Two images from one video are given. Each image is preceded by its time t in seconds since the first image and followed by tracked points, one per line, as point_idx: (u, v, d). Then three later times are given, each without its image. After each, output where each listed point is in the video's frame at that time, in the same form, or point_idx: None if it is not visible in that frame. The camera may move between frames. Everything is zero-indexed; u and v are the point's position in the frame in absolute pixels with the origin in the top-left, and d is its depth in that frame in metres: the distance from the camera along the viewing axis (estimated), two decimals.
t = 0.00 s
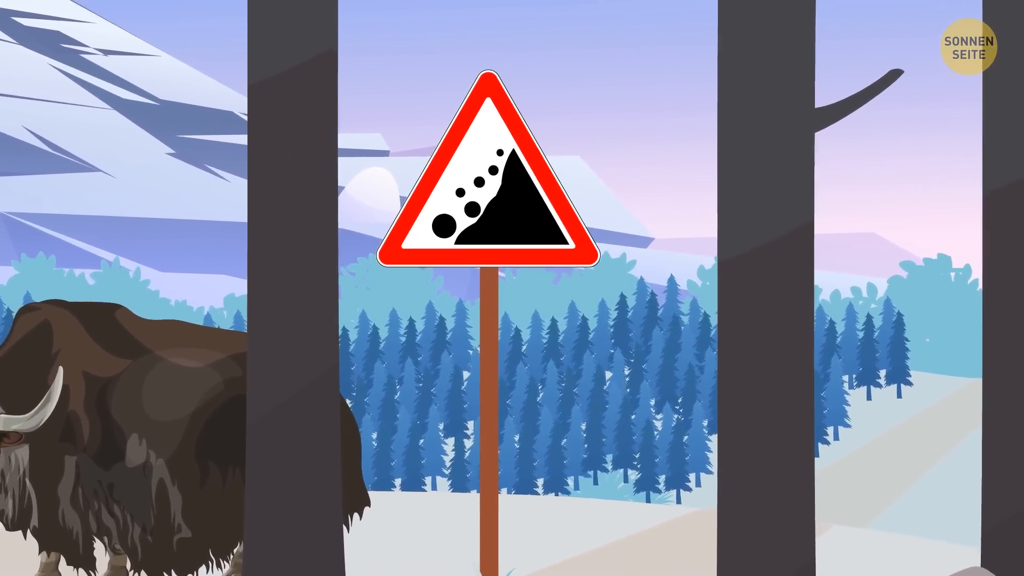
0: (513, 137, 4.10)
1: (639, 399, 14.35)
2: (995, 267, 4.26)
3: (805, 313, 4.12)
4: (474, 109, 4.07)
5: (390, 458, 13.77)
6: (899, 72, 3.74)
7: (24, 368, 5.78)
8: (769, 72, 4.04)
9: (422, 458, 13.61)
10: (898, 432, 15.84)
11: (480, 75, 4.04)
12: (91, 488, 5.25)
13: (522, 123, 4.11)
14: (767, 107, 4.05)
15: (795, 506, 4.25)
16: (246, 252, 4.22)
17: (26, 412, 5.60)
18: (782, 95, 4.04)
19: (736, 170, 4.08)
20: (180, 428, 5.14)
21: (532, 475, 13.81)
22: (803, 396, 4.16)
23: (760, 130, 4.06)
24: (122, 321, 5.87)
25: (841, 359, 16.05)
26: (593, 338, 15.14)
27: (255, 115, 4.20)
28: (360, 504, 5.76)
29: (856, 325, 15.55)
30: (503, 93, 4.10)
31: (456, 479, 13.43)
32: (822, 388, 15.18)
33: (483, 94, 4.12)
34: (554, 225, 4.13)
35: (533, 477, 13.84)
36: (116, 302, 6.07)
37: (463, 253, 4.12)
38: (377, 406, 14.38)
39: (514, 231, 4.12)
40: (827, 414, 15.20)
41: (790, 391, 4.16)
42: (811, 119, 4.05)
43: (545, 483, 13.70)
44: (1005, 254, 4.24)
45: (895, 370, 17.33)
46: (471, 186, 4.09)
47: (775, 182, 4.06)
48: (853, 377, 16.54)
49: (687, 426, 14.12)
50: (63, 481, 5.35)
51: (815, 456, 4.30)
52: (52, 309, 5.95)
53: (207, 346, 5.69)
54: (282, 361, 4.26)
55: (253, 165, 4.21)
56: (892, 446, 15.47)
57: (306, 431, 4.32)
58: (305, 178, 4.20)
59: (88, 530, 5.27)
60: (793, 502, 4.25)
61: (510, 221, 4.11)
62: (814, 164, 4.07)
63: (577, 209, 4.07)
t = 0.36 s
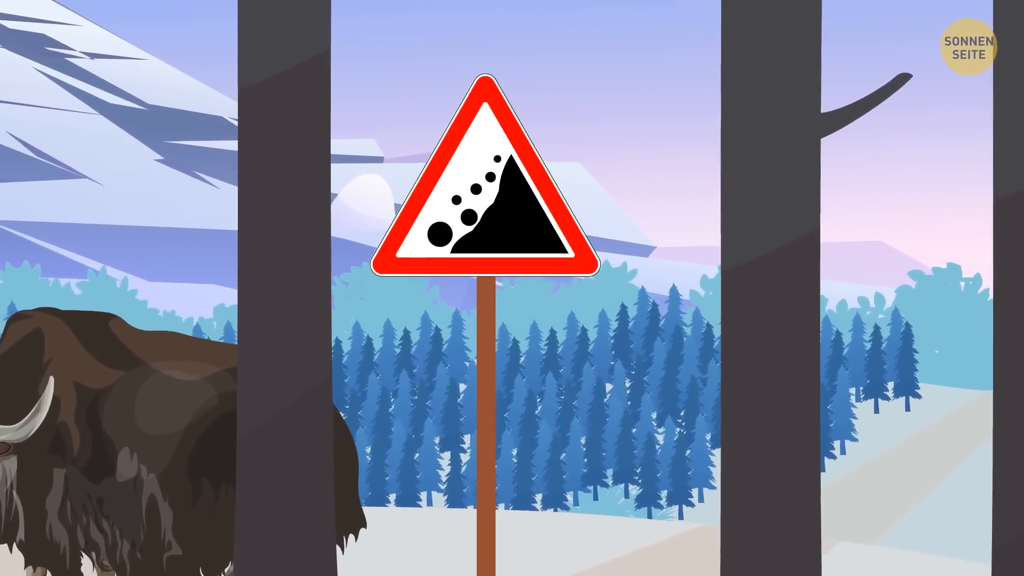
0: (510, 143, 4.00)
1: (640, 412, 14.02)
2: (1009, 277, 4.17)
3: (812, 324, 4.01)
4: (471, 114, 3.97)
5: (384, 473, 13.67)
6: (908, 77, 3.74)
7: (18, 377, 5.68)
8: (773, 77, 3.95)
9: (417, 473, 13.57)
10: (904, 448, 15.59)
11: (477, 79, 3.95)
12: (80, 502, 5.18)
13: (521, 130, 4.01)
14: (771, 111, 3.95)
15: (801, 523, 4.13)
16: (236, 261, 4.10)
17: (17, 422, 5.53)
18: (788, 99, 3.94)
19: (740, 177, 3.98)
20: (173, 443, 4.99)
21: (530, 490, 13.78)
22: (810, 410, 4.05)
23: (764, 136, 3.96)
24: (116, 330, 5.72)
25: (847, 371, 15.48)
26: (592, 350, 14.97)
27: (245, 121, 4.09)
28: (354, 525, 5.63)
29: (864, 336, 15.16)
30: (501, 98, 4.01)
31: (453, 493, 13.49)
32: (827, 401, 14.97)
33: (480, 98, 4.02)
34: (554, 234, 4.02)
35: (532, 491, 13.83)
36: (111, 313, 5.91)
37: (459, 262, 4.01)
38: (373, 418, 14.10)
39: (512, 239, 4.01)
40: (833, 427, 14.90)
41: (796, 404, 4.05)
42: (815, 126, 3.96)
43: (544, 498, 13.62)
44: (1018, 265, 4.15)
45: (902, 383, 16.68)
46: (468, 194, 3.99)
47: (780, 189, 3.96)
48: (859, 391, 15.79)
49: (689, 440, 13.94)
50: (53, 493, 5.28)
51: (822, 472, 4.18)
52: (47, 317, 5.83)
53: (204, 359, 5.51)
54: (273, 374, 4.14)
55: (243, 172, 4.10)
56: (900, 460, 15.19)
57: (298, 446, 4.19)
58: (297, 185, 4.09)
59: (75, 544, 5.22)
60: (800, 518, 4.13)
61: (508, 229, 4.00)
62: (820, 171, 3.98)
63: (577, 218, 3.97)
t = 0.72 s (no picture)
0: (509, 148, 3.93)
1: (640, 423, 13.89)
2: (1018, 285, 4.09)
3: (818, 333, 3.92)
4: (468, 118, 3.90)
5: (379, 486, 13.76)
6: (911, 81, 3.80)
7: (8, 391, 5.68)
8: (776, 81, 3.87)
9: (413, 487, 13.54)
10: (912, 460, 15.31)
11: (474, 83, 3.88)
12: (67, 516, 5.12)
13: (519, 135, 3.94)
14: (775, 116, 3.88)
15: (807, 537, 4.03)
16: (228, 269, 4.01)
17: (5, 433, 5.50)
18: (792, 103, 3.87)
19: (743, 183, 3.90)
20: (161, 455, 4.85)
21: (529, 503, 13.78)
22: (815, 422, 3.95)
23: (767, 141, 3.88)
24: (102, 339, 5.74)
25: (849, 382, 15.43)
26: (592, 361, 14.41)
27: (237, 126, 4.01)
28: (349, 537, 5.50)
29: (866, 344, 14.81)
30: (499, 102, 3.94)
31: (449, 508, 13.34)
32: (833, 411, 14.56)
33: (477, 102, 3.95)
34: (553, 241, 3.95)
35: (530, 505, 13.80)
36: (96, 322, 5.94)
37: (456, 270, 3.93)
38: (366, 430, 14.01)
39: (510, 246, 3.94)
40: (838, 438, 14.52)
41: (801, 416, 3.95)
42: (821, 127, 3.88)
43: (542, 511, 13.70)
44: None
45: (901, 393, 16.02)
46: (465, 200, 3.91)
47: (784, 195, 3.88)
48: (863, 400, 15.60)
49: (691, 452, 14.08)
50: (41, 506, 5.24)
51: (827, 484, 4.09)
52: (29, 326, 5.89)
53: (194, 370, 5.36)
54: (264, 385, 4.03)
55: (234, 178, 4.01)
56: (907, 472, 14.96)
57: (289, 460, 4.07)
58: (289, 191, 4.00)
59: (64, 558, 5.19)
60: (806, 533, 4.03)
61: (506, 236, 3.92)
62: (825, 177, 3.90)
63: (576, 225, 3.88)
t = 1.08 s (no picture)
0: (507, 153, 3.87)
1: (642, 433, 12.82)
2: None
3: (822, 341, 3.85)
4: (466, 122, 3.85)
5: (376, 496, 12.82)
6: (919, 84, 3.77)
7: None
8: (780, 84, 3.81)
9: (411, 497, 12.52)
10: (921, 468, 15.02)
11: (471, 86, 3.83)
12: (52, 530, 4.96)
13: (517, 139, 3.88)
14: (779, 119, 3.81)
15: (812, 549, 3.95)
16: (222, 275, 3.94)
17: None
18: (797, 106, 3.80)
19: (746, 189, 3.84)
20: (145, 464, 4.78)
21: (527, 514, 12.92)
22: (821, 431, 3.88)
23: (771, 146, 3.82)
24: (80, 349, 5.72)
25: (856, 392, 13.49)
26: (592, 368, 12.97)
27: (230, 129, 3.94)
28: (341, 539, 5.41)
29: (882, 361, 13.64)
30: (497, 105, 3.89)
31: (448, 519, 12.24)
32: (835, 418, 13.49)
33: (475, 105, 3.90)
34: (552, 247, 3.88)
35: (528, 515, 12.95)
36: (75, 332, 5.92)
37: (454, 276, 3.87)
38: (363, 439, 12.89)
39: (508, 252, 3.87)
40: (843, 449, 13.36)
41: (806, 425, 3.88)
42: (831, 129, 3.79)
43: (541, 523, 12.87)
44: None
45: (918, 405, 13.53)
46: (462, 205, 3.85)
47: (788, 200, 3.82)
48: (871, 411, 13.41)
49: (693, 462, 13.20)
50: (23, 523, 5.06)
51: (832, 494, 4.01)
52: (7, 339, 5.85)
53: (174, 376, 5.33)
54: (255, 392, 3.95)
55: (227, 182, 3.94)
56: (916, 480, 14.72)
57: (281, 470, 3.98)
58: (284, 196, 3.93)
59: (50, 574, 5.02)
60: (812, 544, 3.95)
61: (504, 242, 3.86)
62: (830, 182, 3.84)
63: (577, 230, 3.82)
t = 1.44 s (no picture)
0: (506, 156, 3.82)
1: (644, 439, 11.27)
2: None
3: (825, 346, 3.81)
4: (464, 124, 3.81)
5: (372, 504, 11.17)
6: (925, 86, 3.71)
7: None
8: (782, 86, 3.78)
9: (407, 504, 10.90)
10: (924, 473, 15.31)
11: (469, 88, 3.79)
12: (43, 540, 4.77)
13: (516, 141, 3.84)
14: (781, 121, 3.77)
15: (815, 559, 3.90)
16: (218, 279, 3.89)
17: None
18: (800, 109, 3.76)
19: (749, 192, 3.80)
20: (136, 470, 4.78)
21: (526, 522, 11.69)
22: (824, 438, 3.83)
23: (774, 147, 3.78)
24: (69, 356, 5.58)
25: (859, 398, 12.58)
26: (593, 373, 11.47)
27: (225, 132, 3.90)
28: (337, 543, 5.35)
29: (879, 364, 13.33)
30: (496, 107, 3.84)
31: (445, 526, 10.74)
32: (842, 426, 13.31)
33: (473, 108, 3.86)
34: (552, 252, 3.83)
35: (527, 523, 11.70)
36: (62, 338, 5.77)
37: (452, 281, 3.81)
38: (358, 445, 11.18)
39: (507, 257, 3.82)
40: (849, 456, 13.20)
41: (809, 432, 3.83)
42: (837, 131, 3.75)
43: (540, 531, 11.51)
44: None
45: (921, 412, 12.45)
46: (461, 209, 3.80)
47: (791, 204, 3.77)
48: (874, 418, 12.72)
49: (695, 468, 11.62)
50: (12, 533, 4.80)
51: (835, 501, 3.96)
52: None
53: (162, 381, 5.30)
54: (247, 398, 3.90)
55: (222, 185, 3.89)
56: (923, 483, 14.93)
57: (277, 476, 3.93)
58: (280, 199, 3.89)
59: None
60: (814, 553, 3.90)
61: (503, 246, 3.81)
62: (832, 185, 3.80)
63: (577, 234, 3.77)
